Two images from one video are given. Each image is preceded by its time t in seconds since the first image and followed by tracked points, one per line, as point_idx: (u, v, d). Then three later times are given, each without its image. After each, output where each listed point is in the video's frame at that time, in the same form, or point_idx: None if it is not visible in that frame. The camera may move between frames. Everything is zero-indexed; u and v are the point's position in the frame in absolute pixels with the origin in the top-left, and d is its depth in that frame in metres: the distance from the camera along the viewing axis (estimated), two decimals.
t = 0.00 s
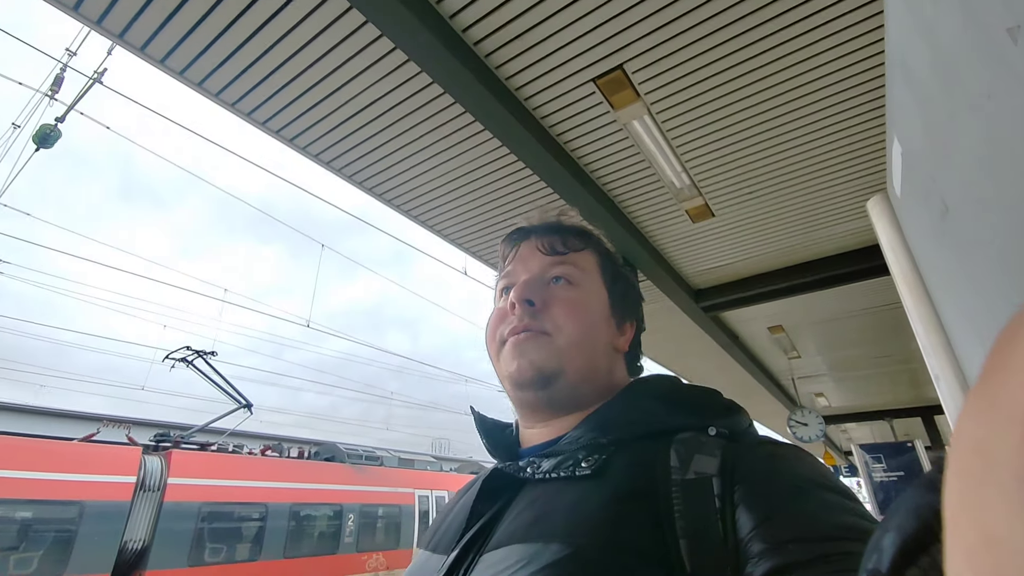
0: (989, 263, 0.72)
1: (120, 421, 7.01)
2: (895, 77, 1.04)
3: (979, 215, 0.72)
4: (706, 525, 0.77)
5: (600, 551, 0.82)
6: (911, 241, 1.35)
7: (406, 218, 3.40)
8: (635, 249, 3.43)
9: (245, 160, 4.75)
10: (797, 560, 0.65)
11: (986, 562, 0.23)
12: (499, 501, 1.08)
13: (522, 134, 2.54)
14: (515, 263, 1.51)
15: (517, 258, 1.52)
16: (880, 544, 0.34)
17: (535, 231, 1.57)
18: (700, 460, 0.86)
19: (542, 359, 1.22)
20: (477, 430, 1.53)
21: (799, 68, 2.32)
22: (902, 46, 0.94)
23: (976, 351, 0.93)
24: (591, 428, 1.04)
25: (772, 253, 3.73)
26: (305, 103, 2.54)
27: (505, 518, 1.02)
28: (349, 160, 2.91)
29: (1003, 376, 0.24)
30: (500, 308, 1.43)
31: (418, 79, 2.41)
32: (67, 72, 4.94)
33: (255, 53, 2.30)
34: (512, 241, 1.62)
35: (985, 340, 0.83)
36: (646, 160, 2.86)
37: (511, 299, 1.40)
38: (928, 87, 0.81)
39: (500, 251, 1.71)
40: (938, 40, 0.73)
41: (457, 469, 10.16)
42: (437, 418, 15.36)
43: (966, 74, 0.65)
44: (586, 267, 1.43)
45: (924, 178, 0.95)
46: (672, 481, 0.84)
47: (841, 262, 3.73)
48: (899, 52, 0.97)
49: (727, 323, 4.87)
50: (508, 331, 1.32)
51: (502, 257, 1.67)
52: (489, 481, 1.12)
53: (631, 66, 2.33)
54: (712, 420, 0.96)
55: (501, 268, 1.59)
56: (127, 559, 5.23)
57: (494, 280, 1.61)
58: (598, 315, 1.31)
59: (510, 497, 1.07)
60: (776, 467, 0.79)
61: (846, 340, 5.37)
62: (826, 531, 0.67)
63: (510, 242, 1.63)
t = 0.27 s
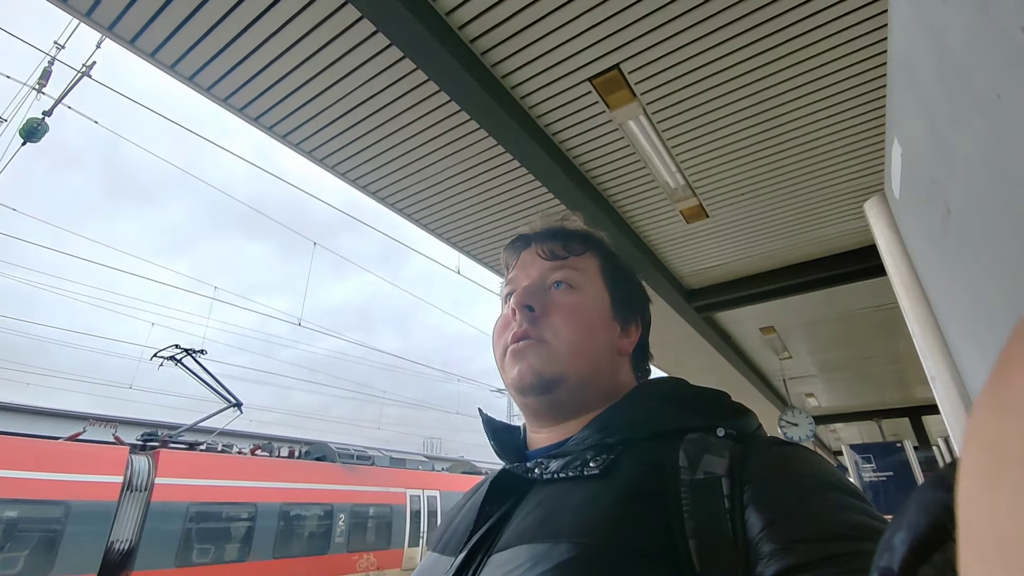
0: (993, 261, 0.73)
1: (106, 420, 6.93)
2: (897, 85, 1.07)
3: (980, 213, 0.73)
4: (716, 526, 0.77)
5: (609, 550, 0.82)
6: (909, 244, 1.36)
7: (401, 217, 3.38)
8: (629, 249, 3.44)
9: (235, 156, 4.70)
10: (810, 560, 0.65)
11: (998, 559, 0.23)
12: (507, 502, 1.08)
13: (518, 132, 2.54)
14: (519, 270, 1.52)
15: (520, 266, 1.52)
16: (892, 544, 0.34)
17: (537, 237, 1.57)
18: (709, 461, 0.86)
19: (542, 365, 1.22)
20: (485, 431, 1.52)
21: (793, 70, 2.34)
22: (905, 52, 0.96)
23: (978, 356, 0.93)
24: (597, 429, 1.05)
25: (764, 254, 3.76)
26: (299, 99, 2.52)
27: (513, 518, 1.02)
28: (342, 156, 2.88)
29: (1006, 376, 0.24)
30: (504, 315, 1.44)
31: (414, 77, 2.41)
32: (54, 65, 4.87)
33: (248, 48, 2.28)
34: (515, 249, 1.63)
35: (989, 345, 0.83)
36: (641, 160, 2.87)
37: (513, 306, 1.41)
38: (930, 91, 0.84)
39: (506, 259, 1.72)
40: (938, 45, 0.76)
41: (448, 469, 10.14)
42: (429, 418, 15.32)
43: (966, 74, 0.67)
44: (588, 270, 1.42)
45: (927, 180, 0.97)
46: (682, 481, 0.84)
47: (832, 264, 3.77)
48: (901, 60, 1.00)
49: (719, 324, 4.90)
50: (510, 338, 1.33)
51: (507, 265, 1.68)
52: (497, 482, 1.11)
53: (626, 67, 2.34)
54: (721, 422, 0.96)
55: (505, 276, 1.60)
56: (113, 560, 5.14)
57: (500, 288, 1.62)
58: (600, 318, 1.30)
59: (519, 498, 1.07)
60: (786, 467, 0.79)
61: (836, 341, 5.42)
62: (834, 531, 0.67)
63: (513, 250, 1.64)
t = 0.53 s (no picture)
0: (990, 262, 0.74)
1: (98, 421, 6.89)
2: (899, 86, 1.07)
3: (977, 214, 0.74)
4: (717, 563, 0.76)
5: None
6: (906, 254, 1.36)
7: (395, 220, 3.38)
8: (625, 253, 3.44)
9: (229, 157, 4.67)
10: None
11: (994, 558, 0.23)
12: (505, 534, 1.08)
13: (513, 137, 2.53)
14: (523, 296, 1.52)
15: (525, 292, 1.52)
16: (891, 562, 0.33)
17: (542, 263, 1.57)
18: (706, 492, 0.85)
19: (544, 397, 1.22)
20: (485, 452, 1.51)
21: (788, 77, 2.35)
22: (906, 72, 1.00)
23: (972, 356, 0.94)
24: (593, 458, 1.05)
25: (759, 259, 3.77)
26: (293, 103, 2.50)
27: (511, 550, 1.02)
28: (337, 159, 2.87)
29: (1000, 386, 0.25)
30: (507, 342, 1.43)
31: (409, 81, 2.40)
32: (47, 64, 4.83)
33: (242, 51, 2.27)
34: (520, 274, 1.62)
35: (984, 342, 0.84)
36: (637, 165, 2.87)
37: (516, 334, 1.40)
38: (929, 93, 0.85)
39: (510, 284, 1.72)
40: (938, 47, 0.77)
41: (442, 470, 10.14)
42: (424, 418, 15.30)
43: (963, 77, 0.69)
44: (592, 298, 1.41)
45: (924, 185, 0.98)
46: (681, 517, 0.82)
47: (826, 269, 3.78)
48: (902, 61, 1.01)
49: (713, 327, 4.91)
50: (512, 366, 1.33)
51: (511, 288, 1.67)
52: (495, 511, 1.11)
53: (622, 72, 2.33)
54: (720, 449, 0.96)
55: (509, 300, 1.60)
56: (103, 562, 5.16)
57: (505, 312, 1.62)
58: (604, 350, 1.29)
59: (516, 529, 1.07)
60: (786, 497, 0.78)
61: (830, 345, 5.45)
62: (838, 555, 0.66)
63: (518, 274, 1.63)
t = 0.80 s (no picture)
0: (1001, 215, 0.74)
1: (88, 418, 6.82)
2: (900, 53, 1.08)
3: (993, 162, 0.74)
4: (707, 514, 0.75)
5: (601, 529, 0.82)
6: (904, 238, 1.37)
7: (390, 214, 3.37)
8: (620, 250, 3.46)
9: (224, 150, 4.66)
10: (802, 543, 0.63)
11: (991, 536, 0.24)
12: (501, 489, 1.08)
13: (510, 131, 2.54)
14: (520, 264, 1.50)
15: (522, 259, 1.50)
16: (887, 527, 0.35)
17: (537, 232, 1.57)
18: (700, 448, 0.84)
19: (544, 361, 1.22)
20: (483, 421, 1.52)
21: (781, 76, 2.37)
22: (899, 59, 1.09)
23: (976, 324, 0.94)
24: (590, 417, 1.04)
25: (753, 257, 3.79)
26: (290, 94, 2.50)
27: (506, 503, 1.02)
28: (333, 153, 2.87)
29: (1005, 357, 0.25)
30: (505, 309, 1.43)
31: (405, 74, 2.41)
32: (40, 55, 4.79)
33: (238, 42, 2.27)
34: (516, 243, 1.61)
35: (992, 304, 0.84)
36: (633, 161, 2.88)
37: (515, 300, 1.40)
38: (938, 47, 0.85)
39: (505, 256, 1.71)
40: None
41: (436, 469, 10.11)
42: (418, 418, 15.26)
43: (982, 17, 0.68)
44: (588, 265, 1.41)
45: (930, 146, 0.98)
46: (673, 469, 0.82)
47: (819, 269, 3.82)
48: (904, 26, 1.01)
49: (707, 326, 4.93)
50: (511, 332, 1.33)
51: (507, 258, 1.66)
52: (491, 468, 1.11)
53: (618, 68, 2.35)
54: (713, 410, 0.96)
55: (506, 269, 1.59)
56: (93, 561, 5.01)
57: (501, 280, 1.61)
58: (602, 315, 1.30)
59: (512, 485, 1.07)
60: (779, 454, 0.77)
61: (822, 345, 5.49)
62: (835, 510, 0.65)
63: (514, 244, 1.62)
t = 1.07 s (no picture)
0: (1002, 224, 0.74)
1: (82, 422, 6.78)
2: (891, 65, 1.08)
3: (991, 172, 0.74)
4: (702, 536, 0.75)
5: (591, 553, 0.82)
6: (896, 246, 1.38)
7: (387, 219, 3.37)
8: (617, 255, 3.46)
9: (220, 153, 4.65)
10: (798, 567, 0.62)
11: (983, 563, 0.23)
12: (494, 508, 1.07)
13: (507, 137, 2.54)
14: (527, 273, 1.48)
15: (529, 268, 1.48)
16: (877, 552, 0.34)
17: (545, 241, 1.54)
18: (695, 468, 0.84)
19: (554, 377, 1.21)
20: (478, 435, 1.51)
21: (777, 83, 2.38)
22: (889, 75, 1.12)
23: (972, 332, 0.94)
24: (584, 434, 1.04)
25: (750, 262, 3.80)
26: (286, 101, 2.50)
27: (499, 523, 1.01)
28: (330, 159, 2.87)
29: (992, 388, 0.24)
30: (510, 318, 1.39)
31: (402, 81, 2.41)
32: (36, 58, 4.78)
33: (234, 48, 2.27)
34: (520, 250, 1.58)
35: (990, 313, 0.84)
36: (630, 168, 2.89)
37: (523, 311, 1.37)
38: (930, 60, 0.85)
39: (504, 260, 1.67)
40: (939, 10, 0.77)
41: (433, 473, 10.08)
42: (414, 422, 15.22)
43: (975, 31, 0.68)
44: (597, 282, 1.42)
45: (923, 157, 0.98)
46: (667, 490, 0.81)
47: (815, 273, 3.83)
48: (895, 38, 1.02)
49: (703, 331, 4.94)
50: (519, 344, 1.30)
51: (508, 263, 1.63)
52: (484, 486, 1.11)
53: (615, 75, 2.36)
54: (708, 428, 0.95)
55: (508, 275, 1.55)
56: (86, 566, 5.06)
57: (502, 286, 1.57)
58: (609, 335, 1.31)
59: (505, 503, 1.06)
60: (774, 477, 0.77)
61: (818, 349, 5.50)
62: (830, 535, 0.65)
63: (518, 251, 1.59)
